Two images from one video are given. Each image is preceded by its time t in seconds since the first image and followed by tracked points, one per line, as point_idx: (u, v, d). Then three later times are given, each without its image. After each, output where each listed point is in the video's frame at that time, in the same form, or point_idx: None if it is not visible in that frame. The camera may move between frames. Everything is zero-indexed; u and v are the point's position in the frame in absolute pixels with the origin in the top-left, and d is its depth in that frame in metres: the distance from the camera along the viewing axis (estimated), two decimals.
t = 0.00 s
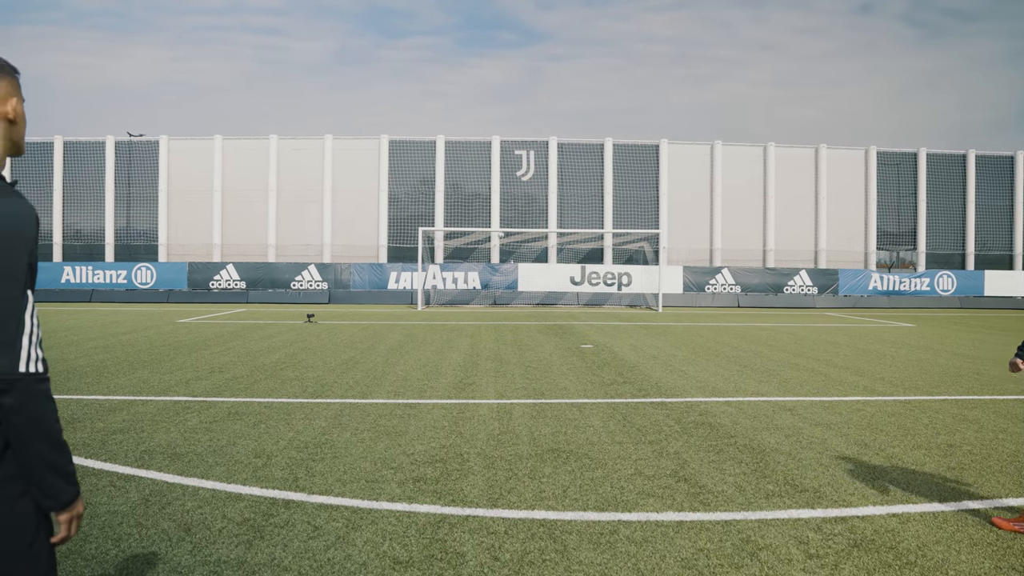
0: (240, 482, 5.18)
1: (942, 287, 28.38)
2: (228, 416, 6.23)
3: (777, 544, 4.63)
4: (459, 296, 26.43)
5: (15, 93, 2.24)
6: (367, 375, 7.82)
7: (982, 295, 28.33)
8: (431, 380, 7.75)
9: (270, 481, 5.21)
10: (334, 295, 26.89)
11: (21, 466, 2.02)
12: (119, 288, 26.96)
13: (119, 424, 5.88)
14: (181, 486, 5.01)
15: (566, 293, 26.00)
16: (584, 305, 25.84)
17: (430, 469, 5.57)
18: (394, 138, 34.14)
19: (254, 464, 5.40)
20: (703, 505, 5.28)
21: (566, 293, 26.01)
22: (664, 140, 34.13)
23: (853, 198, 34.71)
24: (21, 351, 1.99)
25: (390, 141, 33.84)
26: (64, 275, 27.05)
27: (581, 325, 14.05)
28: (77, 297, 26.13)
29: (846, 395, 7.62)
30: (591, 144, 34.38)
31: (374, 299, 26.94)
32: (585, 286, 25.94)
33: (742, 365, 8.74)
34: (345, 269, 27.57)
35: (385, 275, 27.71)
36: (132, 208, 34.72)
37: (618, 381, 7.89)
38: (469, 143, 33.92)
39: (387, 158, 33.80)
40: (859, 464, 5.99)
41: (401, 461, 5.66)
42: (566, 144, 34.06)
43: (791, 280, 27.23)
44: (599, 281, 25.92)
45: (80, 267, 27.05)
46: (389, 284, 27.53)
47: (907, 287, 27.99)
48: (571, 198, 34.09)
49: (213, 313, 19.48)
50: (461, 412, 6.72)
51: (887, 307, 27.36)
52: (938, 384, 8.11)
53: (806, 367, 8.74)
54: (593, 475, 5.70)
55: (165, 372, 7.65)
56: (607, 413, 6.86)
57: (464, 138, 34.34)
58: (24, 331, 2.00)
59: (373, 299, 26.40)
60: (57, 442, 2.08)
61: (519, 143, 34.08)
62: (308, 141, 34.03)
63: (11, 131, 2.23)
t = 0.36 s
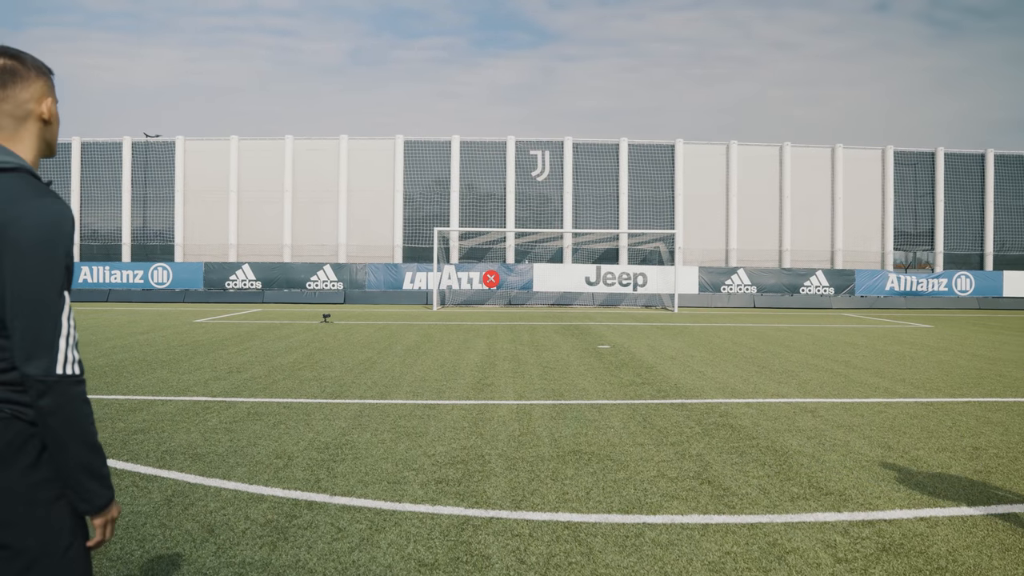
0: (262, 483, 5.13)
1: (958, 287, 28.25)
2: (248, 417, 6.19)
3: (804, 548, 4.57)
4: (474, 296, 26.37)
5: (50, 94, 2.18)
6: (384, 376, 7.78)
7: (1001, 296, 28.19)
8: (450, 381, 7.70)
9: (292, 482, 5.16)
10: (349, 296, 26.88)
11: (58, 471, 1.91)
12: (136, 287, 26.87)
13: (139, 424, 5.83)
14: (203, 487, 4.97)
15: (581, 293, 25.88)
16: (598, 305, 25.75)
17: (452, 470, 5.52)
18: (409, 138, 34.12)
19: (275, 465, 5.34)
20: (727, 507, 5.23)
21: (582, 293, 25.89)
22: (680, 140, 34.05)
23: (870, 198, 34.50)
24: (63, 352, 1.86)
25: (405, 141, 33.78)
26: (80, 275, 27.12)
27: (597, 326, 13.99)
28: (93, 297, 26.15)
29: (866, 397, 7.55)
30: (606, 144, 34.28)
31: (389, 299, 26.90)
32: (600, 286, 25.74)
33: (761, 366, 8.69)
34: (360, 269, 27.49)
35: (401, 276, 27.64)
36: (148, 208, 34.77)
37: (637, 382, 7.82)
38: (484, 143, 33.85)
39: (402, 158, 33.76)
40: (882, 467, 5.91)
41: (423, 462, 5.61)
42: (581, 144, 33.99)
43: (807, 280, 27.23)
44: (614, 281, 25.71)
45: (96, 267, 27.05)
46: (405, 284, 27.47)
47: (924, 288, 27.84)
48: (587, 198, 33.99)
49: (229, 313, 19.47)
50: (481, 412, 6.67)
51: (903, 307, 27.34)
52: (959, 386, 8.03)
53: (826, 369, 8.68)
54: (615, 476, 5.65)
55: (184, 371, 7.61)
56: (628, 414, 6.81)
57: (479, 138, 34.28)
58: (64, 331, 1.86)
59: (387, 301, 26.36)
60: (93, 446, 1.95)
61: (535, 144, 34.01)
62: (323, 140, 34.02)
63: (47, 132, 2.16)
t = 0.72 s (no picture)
0: (322, 485, 5.03)
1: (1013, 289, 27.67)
2: (303, 417, 6.09)
3: (879, 559, 4.38)
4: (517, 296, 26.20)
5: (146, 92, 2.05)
6: (436, 376, 7.68)
7: None
8: (502, 381, 7.57)
9: (353, 484, 5.05)
10: (394, 295, 26.95)
11: (149, 475, 1.79)
12: (185, 285, 27.33)
13: (196, 424, 5.76)
14: (264, 488, 4.88)
15: (626, 293, 25.31)
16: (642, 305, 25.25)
17: (512, 473, 5.39)
18: (455, 138, 34.10)
19: (334, 466, 5.25)
20: (796, 515, 5.05)
21: (626, 293, 25.32)
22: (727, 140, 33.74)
23: (920, 199, 34.18)
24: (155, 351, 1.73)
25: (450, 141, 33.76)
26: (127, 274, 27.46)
27: (643, 326, 13.81)
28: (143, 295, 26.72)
29: (927, 402, 7.33)
30: (651, 143, 34.05)
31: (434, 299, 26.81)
32: (645, 286, 25.03)
33: (815, 369, 8.50)
34: (405, 268, 27.41)
35: (445, 276, 27.45)
36: (196, 207, 35.08)
37: (692, 385, 7.64)
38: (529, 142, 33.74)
39: (447, 158, 33.75)
40: (953, 476, 5.67)
41: (482, 465, 5.49)
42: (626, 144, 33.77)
43: (855, 280, 26.89)
44: (660, 281, 25.05)
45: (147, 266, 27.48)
46: (450, 283, 27.27)
47: (977, 289, 27.28)
48: (632, 197, 33.74)
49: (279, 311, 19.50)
50: (537, 414, 6.55)
51: (956, 309, 26.81)
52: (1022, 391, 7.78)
53: (881, 372, 8.48)
54: (678, 481, 5.49)
55: (236, 371, 7.54)
56: (686, 417, 6.65)
57: (524, 137, 34.18)
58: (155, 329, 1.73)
59: (432, 300, 26.29)
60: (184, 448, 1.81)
61: (579, 143, 33.85)
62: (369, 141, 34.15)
63: (133, 133, 2.02)
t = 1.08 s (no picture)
0: (453, 489, 4.93)
1: None
2: (426, 418, 6.07)
3: None
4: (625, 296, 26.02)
5: (290, 87, 1.80)
6: (555, 377, 7.61)
7: None
8: (622, 385, 7.44)
9: (486, 489, 4.94)
10: (501, 296, 26.98)
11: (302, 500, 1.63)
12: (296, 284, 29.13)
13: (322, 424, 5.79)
14: (397, 491, 4.82)
15: (736, 294, 24.60)
16: (755, 307, 24.34)
17: (645, 482, 5.20)
18: (562, 138, 34.13)
19: (464, 470, 5.16)
20: (953, 536, 4.52)
21: (736, 294, 24.61)
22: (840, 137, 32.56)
23: None
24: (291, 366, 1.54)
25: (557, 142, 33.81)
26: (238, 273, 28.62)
27: (758, 329, 13.38)
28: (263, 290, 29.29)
29: None
30: (761, 142, 33.23)
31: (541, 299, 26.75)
32: (756, 288, 24.28)
33: (947, 377, 8.01)
34: (512, 269, 27.40)
35: (552, 276, 27.40)
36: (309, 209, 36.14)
37: (818, 392, 7.26)
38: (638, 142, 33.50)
39: (554, 158, 33.81)
40: None
41: (612, 472, 5.31)
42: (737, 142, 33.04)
43: (980, 283, 25.45)
44: (770, 283, 24.25)
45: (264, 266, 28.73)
46: (557, 284, 27.16)
47: None
48: (741, 195, 32.95)
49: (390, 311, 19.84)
50: (662, 419, 6.37)
51: None
52: None
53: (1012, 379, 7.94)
54: (819, 494, 5.14)
55: (355, 371, 7.65)
56: (817, 425, 6.32)
57: (631, 137, 33.93)
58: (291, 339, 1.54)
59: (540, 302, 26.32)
60: (330, 466, 1.62)
61: (687, 143, 33.32)
62: (475, 142, 34.57)
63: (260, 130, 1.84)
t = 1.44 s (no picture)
0: (598, 493, 4.96)
1: None
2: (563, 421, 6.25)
3: None
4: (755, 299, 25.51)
5: (482, 64, 1.67)
6: (689, 383, 7.73)
7: None
8: (758, 391, 7.40)
9: (629, 494, 4.93)
10: (627, 298, 27.63)
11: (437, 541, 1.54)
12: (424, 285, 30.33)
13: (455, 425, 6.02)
14: (540, 494, 4.91)
15: (870, 297, 23.17)
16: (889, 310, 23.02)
17: (793, 491, 5.03)
18: (687, 139, 33.45)
19: (605, 475, 5.19)
20: None
21: (870, 297, 23.17)
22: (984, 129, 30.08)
23: None
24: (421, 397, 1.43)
25: (682, 142, 33.21)
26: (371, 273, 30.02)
27: (898, 334, 12.71)
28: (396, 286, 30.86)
29: None
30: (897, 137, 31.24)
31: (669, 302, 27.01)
32: (891, 291, 22.79)
33: None
34: (639, 271, 27.63)
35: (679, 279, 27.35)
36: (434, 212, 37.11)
37: (970, 402, 6.87)
38: (767, 142, 32.27)
39: (679, 159, 33.15)
40: None
41: (758, 480, 5.20)
42: (873, 140, 31.19)
43: None
44: (907, 285, 22.81)
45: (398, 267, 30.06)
46: (684, 286, 27.11)
47: None
48: (876, 193, 31.19)
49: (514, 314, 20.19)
50: (805, 426, 6.25)
51: None
52: None
53: None
54: (985, 510, 4.72)
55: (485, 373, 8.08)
56: (974, 438, 5.94)
57: (759, 135, 32.77)
58: (425, 368, 1.43)
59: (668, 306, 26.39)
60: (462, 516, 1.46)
61: (818, 140, 31.69)
62: (599, 145, 34.45)
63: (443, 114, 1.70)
